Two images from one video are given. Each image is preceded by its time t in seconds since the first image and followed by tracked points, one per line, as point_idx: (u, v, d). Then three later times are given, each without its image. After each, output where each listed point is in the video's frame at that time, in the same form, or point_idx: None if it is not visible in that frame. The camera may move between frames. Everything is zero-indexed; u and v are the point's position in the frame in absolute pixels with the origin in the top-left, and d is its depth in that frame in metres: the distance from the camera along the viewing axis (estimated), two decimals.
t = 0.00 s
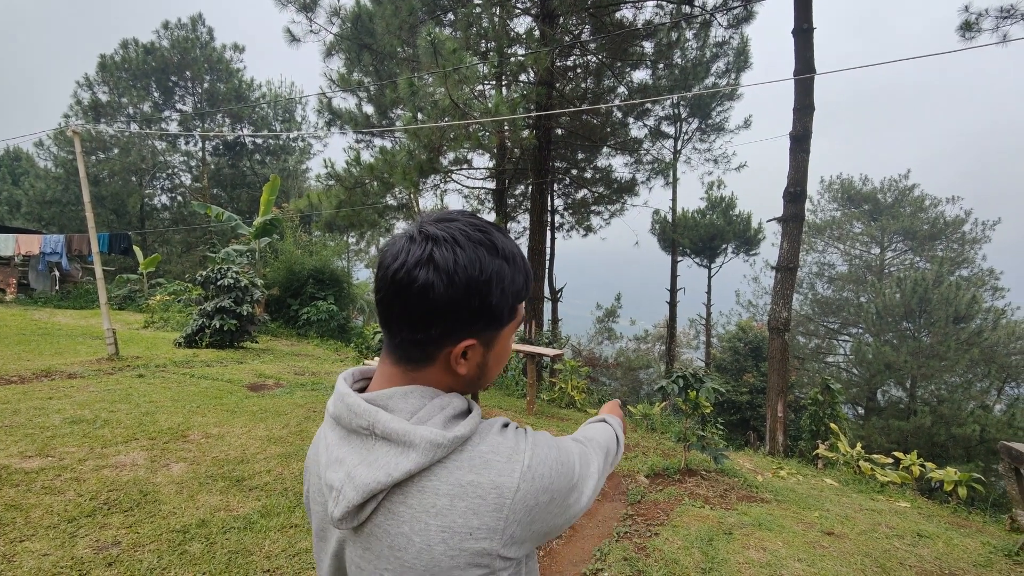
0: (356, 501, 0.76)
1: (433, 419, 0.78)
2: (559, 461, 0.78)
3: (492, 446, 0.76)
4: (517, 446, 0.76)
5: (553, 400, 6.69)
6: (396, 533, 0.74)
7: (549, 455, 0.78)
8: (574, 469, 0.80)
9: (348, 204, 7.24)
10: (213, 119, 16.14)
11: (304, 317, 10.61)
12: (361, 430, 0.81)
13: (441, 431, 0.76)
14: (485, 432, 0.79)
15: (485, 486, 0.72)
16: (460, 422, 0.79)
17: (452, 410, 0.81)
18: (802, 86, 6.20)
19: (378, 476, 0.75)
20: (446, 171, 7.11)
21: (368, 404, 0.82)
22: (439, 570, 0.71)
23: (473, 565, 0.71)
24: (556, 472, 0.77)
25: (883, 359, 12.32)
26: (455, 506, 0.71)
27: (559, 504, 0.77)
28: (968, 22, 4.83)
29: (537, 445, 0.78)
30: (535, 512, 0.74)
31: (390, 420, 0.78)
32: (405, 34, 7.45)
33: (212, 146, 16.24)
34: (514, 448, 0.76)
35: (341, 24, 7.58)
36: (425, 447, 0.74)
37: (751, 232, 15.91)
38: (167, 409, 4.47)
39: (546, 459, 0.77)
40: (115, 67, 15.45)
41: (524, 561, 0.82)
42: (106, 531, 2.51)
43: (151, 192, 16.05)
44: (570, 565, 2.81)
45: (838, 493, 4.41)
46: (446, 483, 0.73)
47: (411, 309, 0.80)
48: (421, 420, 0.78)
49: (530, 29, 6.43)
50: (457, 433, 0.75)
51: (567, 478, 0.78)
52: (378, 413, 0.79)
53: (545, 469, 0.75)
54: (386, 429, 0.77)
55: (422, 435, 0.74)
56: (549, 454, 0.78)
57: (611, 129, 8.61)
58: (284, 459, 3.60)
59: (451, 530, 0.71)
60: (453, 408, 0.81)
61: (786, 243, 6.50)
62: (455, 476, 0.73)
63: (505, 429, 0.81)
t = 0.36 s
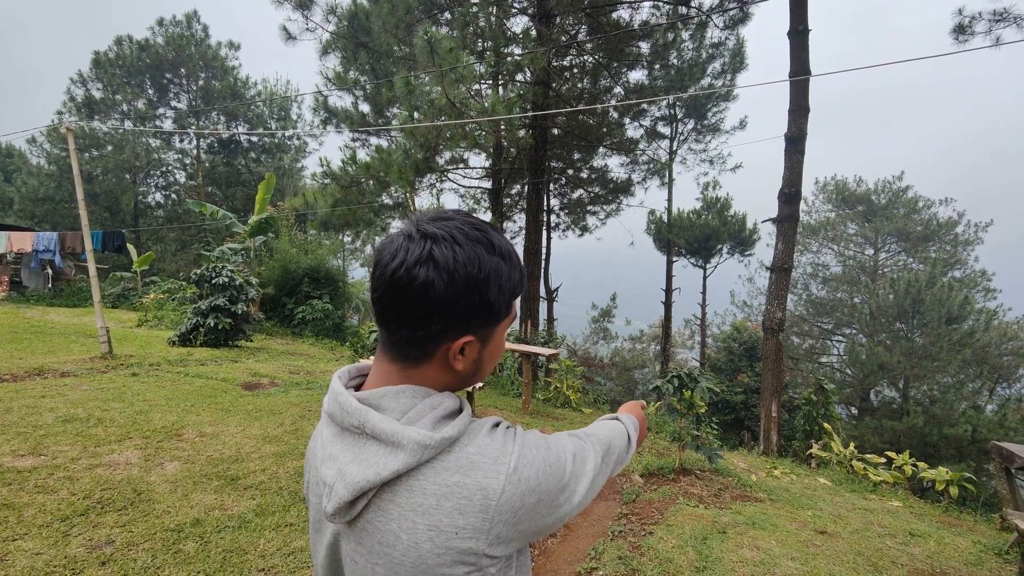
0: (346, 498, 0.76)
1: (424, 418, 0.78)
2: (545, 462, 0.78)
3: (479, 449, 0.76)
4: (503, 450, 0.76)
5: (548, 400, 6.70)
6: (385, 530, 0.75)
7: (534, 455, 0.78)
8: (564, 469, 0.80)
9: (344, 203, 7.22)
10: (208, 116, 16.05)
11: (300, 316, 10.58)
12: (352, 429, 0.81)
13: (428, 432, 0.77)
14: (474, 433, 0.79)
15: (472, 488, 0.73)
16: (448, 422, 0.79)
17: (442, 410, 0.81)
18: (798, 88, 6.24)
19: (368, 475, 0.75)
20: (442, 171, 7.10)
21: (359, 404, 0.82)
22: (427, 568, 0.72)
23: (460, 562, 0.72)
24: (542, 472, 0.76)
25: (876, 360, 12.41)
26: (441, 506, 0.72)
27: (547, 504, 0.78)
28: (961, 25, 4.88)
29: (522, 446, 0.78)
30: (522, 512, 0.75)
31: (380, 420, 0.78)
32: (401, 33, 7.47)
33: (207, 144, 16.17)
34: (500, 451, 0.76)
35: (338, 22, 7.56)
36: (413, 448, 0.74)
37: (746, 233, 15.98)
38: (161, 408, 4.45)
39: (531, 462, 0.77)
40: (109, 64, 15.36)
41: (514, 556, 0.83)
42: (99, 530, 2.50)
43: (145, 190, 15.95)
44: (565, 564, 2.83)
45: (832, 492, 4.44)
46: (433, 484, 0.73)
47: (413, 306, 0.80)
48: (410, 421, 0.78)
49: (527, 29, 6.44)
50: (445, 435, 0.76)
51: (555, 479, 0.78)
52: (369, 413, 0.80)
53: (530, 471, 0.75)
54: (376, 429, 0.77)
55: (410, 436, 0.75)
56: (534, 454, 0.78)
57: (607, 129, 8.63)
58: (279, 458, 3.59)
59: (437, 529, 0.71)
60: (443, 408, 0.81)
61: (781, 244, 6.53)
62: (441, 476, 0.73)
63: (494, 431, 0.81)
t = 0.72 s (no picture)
0: (344, 487, 0.77)
1: (419, 412, 0.79)
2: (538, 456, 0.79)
3: (472, 440, 0.77)
4: (496, 443, 0.77)
5: (544, 400, 6.71)
6: (381, 518, 0.75)
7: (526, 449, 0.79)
8: (555, 465, 0.80)
9: (339, 202, 7.20)
10: (203, 115, 15.97)
11: (295, 315, 10.54)
12: (351, 420, 0.82)
13: (424, 423, 0.77)
14: (468, 427, 0.80)
15: (464, 478, 0.73)
16: (443, 414, 0.80)
17: (438, 403, 0.82)
18: (793, 89, 6.27)
19: (365, 464, 0.76)
20: (439, 170, 7.09)
21: (358, 397, 0.83)
22: (420, 555, 0.73)
23: (452, 549, 0.72)
24: (534, 464, 0.77)
25: (870, 360, 12.49)
26: (435, 495, 0.73)
27: (537, 497, 0.78)
28: (955, 28, 4.92)
29: (515, 438, 0.79)
30: (514, 504, 0.75)
31: (378, 412, 0.79)
32: (398, 32, 7.49)
33: (202, 143, 16.11)
34: (493, 443, 0.77)
35: (334, 21, 7.54)
36: (408, 440, 0.75)
37: (742, 233, 16.04)
38: (156, 407, 4.43)
39: (522, 454, 0.77)
40: (103, 62, 15.26)
41: (506, 549, 0.84)
42: (94, 530, 2.49)
43: (139, 188, 15.86)
44: (560, 564, 2.83)
45: (826, 492, 4.47)
46: (428, 474, 0.74)
47: (407, 309, 0.80)
48: (406, 413, 0.79)
49: (523, 29, 6.45)
50: (440, 427, 0.76)
51: (546, 472, 0.78)
52: (367, 406, 0.80)
53: (522, 463, 0.76)
54: (374, 420, 0.78)
55: (406, 427, 0.75)
56: (525, 447, 0.79)
57: (603, 129, 8.64)
58: (275, 458, 3.58)
59: (430, 517, 0.72)
60: (439, 401, 0.82)
61: (776, 245, 6.56)
62: (435, 466, 0.74)
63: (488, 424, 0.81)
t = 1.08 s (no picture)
0: (345, 471, 0.77)
1: (419, 397, 0.80)
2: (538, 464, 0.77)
3: (469, 430, 0.77)
4: (494, 435, 0.77)
5: (546, 399, 6.70)
6: (378, 501, 0.75)
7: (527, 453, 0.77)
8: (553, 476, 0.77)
9: (341, 201, 7.21)
10: (205, 114, 15.99)
11: (297, 314, 10.55)
12: (352, 407, 0.83)
13: (422, 409, 0.78)
14: (467, 416, 0.80)
15: (457, 465, 0.73)
16: (440, 402, 0.80)
17: (436, 391, 0.82)
18: (796, 88, 6.25)
19: (365, 448, 0.76)
20: (440, 169, 7.10)
21: (357, 385, 0.84)
22: (413, 540, 0.72)
23: (442, 537, 0.71)
24: (529, 468, 0.75)
25: (873, 360, 12.46)
26: (428, 480, 0.72)
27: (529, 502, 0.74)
28: (959, 26, 4.89)
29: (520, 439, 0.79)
30: (497, 502, 0.72)
31: (378, 398, 0.79)
32: (400, 31, 7.51)
33: (204, 142, 16.13)
34: (492, 435, 0.76)
35: (336, 20, 7.53)
36: (406, 423, 0.76)
37: (744, 233, 16.00)
38: (158, 406, 4.44)
39: (520, 456, 0.76)
40: (106, 61, 15.29)
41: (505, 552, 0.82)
42: (96, 528, 2.49)
43: (142, 187, 15.88)
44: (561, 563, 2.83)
45: (828, 492, 4.45)
46: (423, 457, 0.74)
47: (400, 297, 0.80)
48: (404, 399, 0.80)
49: (525, 28, 6.45)
50: (437, 412, 0.77)
51: (541, 486, 0.74)
52: (368, 391, 0.81)
53: (516, 463, 0.74)
54: (374, 405, 0.78)
55: (405, 411, 0.76)
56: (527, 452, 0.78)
57: (606, 128, 8.62)
58: (277, 456, 3.58)
59: (424, 501, 0.72)
60: (437, 389, 0.82)
61: (778, 244, 6.54)
62: (429, 451, 0.74)
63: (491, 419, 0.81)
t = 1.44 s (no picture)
0: (350, 457, 0.80)
1: (425, 392, 0.80)
2: (530, 505, 0.73)
3: (471, 437, 0.75)
4: (495, 447, 0.74)
5: (549, 398, 6.70)
6: (376, 489, 0.77)
7: (525, 489, 0.73)
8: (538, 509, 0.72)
9: (345, 200, 7.21)
10: (209, 113, 16.03)
11: (300, 313, 10.56)
12: (363, 397, 0.85)
13: (426, 407, 0.78)
14: (472, 420, 0.79)
15: (448, 469, 0.71)
16: (445, 401, 0.80)
17: (443, 389, 0.81)
18: (801, 86, 6.21)
19: (369, 437, 0.78)
20: (443, 168, 7.09)
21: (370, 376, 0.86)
22: (400, 532, 0.73)
23: (426, 540, 0.71)
24: (516, 507, 0.71)
25: (877, 359, 12.41)
26: (421, 476, 0.73)
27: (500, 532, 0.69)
28: (966, 23, 4.85)
29: (525, 471, 0.74)
30: (473, 525, 0.68)
31: (386, 390, 0.80)
32: (403, 30, 7.48)
33: (208, 141, 16.18)
34: (493, 447, 0.74)
35: (340, 19, 7.54)
36: (409, 418, 0.76)
37: (748, 231, 15.94)
38: (162, 404, 4.46)
39: (514, 488, 0.72)
40: (111, 61, 15.35)
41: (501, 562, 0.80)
42: (101, 526, 2.50)
43: (146, 186, 15.94)
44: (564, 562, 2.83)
45: (832, 491, 4.43)
46: (420, 453, 0.74)
47: (416, 297, 0.80)
48: (410, 394, 0.80)
49: (528, 26, 6.45)
50: (441, 410, 0.77)
51: (521, 533, 0.70)
52: (377, 383, 0.83)
53: (506, 491, 0.71)
54: (381, 396, 0.80)
55: (410, 406, 0.77)
56: (526, 487, 0.73)
57: (609, 127, 8.60)
58: (280, 455, 3.59)
59: (415, 497, 0.72)
60: (445, 387, 0.82)
61: (783, 243, 6.51)
62: (428, 448, 0.74)
63: (501, 432, 0.79)
